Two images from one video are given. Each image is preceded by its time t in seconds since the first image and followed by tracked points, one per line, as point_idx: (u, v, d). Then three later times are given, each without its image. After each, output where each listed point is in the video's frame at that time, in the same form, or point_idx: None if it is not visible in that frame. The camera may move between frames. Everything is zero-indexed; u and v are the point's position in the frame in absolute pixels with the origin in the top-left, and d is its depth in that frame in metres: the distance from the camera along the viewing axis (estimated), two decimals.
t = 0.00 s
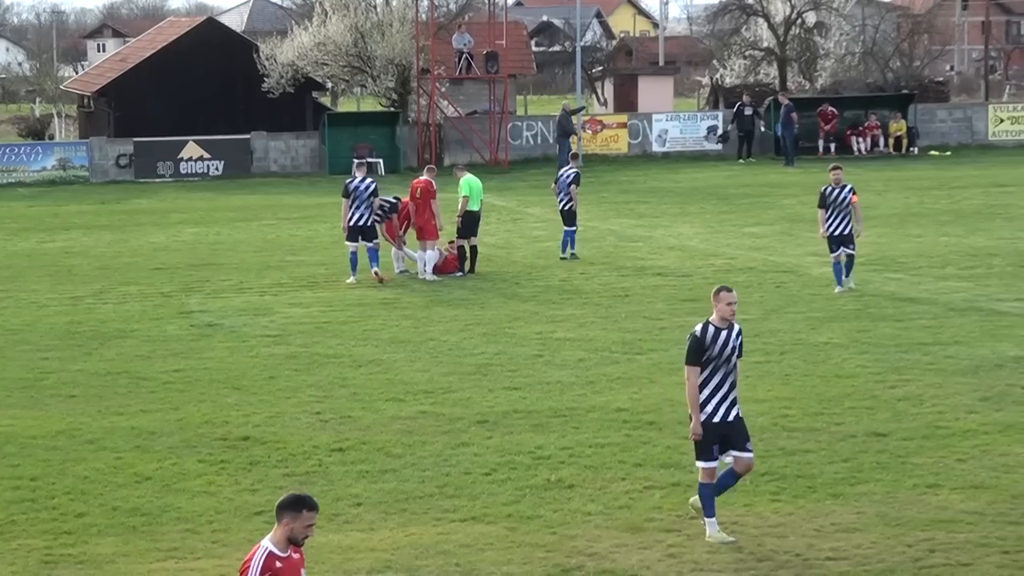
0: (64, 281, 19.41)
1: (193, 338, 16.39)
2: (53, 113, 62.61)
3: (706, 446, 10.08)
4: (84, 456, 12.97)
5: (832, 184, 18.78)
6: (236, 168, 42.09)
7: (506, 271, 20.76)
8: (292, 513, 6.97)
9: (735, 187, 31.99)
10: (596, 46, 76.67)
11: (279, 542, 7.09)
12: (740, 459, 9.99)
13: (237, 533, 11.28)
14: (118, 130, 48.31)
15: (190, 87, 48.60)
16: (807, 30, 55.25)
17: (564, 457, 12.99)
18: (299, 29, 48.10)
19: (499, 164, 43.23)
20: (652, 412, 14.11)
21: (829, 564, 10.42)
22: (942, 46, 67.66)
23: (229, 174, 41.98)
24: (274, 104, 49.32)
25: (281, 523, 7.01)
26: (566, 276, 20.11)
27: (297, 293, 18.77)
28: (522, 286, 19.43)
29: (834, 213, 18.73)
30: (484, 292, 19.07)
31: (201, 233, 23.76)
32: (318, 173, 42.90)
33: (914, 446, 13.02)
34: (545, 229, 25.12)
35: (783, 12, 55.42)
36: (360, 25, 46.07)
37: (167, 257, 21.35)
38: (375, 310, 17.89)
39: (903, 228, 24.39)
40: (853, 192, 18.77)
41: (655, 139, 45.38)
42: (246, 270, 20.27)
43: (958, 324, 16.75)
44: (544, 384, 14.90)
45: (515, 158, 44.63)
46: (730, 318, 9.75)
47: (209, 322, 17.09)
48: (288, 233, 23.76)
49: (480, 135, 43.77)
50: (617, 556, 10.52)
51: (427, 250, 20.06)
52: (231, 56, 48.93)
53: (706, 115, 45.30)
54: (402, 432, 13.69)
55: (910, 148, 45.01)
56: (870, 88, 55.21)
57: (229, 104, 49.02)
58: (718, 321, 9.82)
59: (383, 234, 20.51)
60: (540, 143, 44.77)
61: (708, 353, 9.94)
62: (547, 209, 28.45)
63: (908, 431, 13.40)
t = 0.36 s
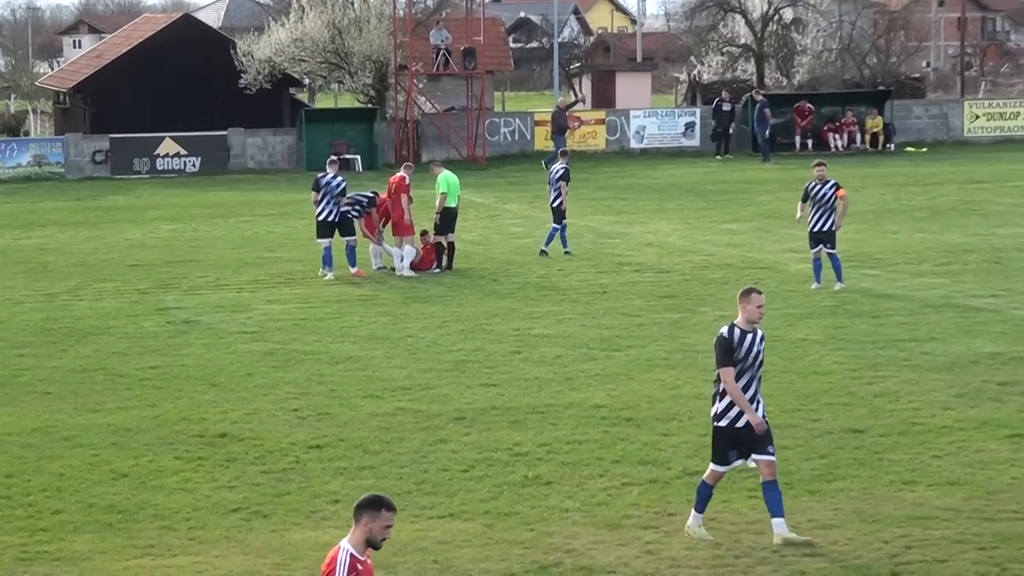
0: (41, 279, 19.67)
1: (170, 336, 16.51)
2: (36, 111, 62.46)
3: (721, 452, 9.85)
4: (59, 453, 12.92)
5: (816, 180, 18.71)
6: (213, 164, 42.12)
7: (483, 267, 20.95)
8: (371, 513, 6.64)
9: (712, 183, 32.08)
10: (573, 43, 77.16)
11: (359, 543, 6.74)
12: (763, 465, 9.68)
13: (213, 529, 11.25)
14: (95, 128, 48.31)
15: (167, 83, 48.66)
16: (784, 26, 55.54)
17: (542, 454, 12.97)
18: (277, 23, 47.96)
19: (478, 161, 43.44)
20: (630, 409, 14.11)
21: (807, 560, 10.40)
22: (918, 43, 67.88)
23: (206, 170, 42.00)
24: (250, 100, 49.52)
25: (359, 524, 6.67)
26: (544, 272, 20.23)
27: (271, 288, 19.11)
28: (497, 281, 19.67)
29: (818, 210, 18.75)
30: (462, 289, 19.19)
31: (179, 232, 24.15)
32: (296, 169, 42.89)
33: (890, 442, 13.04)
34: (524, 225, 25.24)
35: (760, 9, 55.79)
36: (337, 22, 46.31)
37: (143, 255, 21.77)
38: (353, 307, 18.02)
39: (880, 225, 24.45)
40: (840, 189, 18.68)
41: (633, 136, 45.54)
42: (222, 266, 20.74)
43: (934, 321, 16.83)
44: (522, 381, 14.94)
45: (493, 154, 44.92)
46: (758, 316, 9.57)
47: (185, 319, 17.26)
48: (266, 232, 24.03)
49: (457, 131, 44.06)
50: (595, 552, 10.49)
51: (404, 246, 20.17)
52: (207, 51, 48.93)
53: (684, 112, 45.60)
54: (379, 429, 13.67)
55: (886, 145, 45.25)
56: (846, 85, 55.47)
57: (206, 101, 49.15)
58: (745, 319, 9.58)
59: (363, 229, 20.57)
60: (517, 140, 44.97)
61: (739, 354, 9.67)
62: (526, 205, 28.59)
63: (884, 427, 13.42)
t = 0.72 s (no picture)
0: (22, 277, 19.71)
1: (151, 333, 16.53)
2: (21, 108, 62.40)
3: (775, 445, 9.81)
4: (40, 451, 12.90)
5: (806, 177, 18.73)
6: (195, 161, 42.25)
7: (466, 265, 20.98)
8: (448, 508, 6.53)
9: (695, 181, 32.09)
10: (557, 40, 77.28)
11: (438, 539, 6.63)
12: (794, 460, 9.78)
13: (196, 527, 11.24)
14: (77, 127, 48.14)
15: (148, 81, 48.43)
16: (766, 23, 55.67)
17: (524, 451, 12.95)
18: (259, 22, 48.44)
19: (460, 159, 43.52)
20: (613, 406, 14.11)
21: (789, 557, 10.38)
22: (901, 40, 67.96)
23: (188, 168, 42.10)
24: (233, 99, 49.39)
25: (437, 520, 6.56)
26: (527, 270, 20.27)
27: (254, 286, 19.15)
28: (479, 279, 19.70)
29: (808, 206, 18.78)
30: (445, 287, 19.22)
31: (161, 229, 24.20)
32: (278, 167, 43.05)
33: (871, 440, 13.06)
34: (508, 222, 25.28)
35: (742, 6, 55.94)
36: (320, 20, 47.11)
37: (126, 252, 21.81)
38: (335, 305, 18.06)
39: (862, 222, 24.46)
40: (830, 184, 18.72)
41: (615, 133, 45.58)
42: (204, 264, 20.80)
43: (915, 318, 16.88)
44: (504, 378, 14.95)
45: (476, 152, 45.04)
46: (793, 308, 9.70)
47: (167, 316, 17.31)
48: (249, 230, 24.07)
49: (439, 129, 44.13)
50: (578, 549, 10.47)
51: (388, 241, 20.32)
52: (190, 49, 48.85)
53: (666, 109, 45.69)
54: (362, 426, 13.66)
55: (867, 142, 45.15)
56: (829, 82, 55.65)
57: (189, 99, 48.95)
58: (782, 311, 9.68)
59: (347, 226, 20.47)
60: (499, 138, 45.13)
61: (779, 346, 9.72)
62: (510, 202, 28.63)
63: (866, 425, 13.44)
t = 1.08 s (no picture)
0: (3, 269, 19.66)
1: (134, 326, 16.53)
2: (4, 103, 62.17)
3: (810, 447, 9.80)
4: (22, 444, 12.87)
5: (795, 171, 18.77)
6: (178, 154, 42.31)
7: (450, 258, 20.98)
8: (524, 503, 6.58)
9: (678, 174, 32.15)
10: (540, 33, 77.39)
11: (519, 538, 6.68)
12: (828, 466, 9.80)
13: (179, 520, 11.22)
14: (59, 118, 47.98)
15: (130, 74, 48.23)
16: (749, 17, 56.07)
17: (508, 444, 12.95)
18: (241, 15, 48.68)
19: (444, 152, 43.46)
20: (596, 399, 14.12)
21: (773, 550, 10.38)
22: (883, 34, 68.11)
23: (171, 161, 42.12)
24: (217, 92, 49.68)
25: (514, 517, 6.60)
26: (511, 263, 20.28)
27: (237, 279, 19.15)
28: (463, 271, 19.70)
29: (797, 200, 18.78)
30: (428, 279, 19.22)
31: (144, 222, 24.17)
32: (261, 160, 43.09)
33: (855, 433, 13.06)
34: (491, 215, 25.29)
35: None
36: (303, 12, 47.36)
37: (108, 244, 21.78)
38: (319, 298, 18.05)
39: (845, 215, 24.51)
40: (819, 178, 18.68)
41: (599, 126, 45.65)
42: (187, 257, 20.77)
43: (897, 312, 16.95)
44: (487, 371, 14.97)
45: (460, 145, 45.03)
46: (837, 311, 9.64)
47: (149, 309, 17.30)
48: (232, 223, 24.06)
49: (423, 121, 44.10)
50: (562, 542, 10.46)
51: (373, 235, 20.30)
52: (173, 40, 48.85)
53: (650, 102, 45.78)
54: (346, 419, 13.65)
55: (850, 135, 45.36)
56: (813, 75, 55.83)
57: (171, 89, 48.94)
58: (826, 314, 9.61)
59: (330, 218, 20.63)
60: (483, 131, 45.17)
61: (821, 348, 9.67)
62: (494, 195, 28.66)
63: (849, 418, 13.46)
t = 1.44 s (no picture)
0: None
1: (117, 323, 16.50)
2: None
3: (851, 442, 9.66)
4: (5, 441, 12.82)
5: (781, 168, 18.78)
6: (162, 151, 42.15)
7: (434, 255, 21.01)
8: (594, 501, 6.51)
9: (662, 171, 32.24)
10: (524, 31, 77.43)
11: (591, 536, 6.60)
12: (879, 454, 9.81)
13: (163, 517, 11.19)
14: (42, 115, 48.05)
15: (114, 70, 48.75)
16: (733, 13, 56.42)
17: (493, 441, 12.94)
18: (225, 13, 48.49)
19: (428, 149, 43.50)
20: (581, 396, 14.14)
21: (756, 547, 10.38)
22: (866, 31, 68.36)
23: (154, 158, 41.99)
24: (201, 88, 50.04)
25: (584, 515, 6.52)
26: (496, 259, 20.32)
27: (222, 276, 19.14)
28: (448, 268, 19.73)
29: (781, 196, 18.81)
30: (413, 276, 19.24)
31: (128, 219, 24.14)
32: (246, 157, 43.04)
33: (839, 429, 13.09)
34: (476, 212, 25.33)
35: None
36: (286, 9, 46.98)
37: (92, 241, 21.73)
38: (303, 295, 18.06)
39: (829, 211, 24.63)
40: (804, 176, 18.73)
41: (583, 123, 45.72)
42: (171, 254, 20.75)
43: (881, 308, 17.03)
44: (472, 368, 14.97)
45: (444, 142, 45.05)
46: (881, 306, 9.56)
47: (133, 307, 17.27)
48: (217, 220, 24.05)
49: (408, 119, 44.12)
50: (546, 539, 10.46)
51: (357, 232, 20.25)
52: (156, 36, 49.04)
53: (634, 99, 45.86)
54: (330, 416, 13.64)
55: (834, 132, 45.47)
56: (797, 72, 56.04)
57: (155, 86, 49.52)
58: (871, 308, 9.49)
59: (314, 216, 20.58)
60: (468, 128, 45.21)
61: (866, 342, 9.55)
62: (479, 191, 28.70)
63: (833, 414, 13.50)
